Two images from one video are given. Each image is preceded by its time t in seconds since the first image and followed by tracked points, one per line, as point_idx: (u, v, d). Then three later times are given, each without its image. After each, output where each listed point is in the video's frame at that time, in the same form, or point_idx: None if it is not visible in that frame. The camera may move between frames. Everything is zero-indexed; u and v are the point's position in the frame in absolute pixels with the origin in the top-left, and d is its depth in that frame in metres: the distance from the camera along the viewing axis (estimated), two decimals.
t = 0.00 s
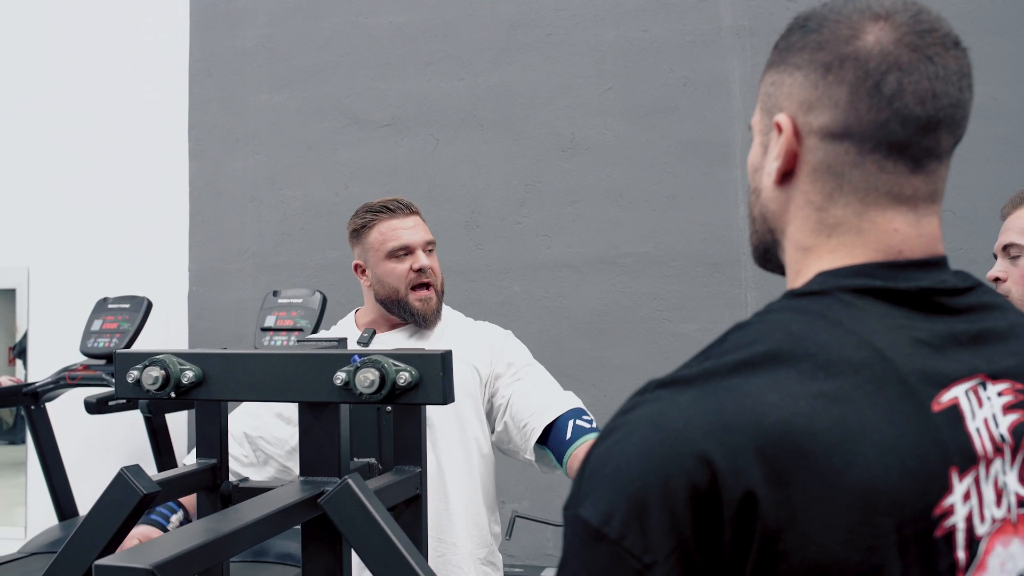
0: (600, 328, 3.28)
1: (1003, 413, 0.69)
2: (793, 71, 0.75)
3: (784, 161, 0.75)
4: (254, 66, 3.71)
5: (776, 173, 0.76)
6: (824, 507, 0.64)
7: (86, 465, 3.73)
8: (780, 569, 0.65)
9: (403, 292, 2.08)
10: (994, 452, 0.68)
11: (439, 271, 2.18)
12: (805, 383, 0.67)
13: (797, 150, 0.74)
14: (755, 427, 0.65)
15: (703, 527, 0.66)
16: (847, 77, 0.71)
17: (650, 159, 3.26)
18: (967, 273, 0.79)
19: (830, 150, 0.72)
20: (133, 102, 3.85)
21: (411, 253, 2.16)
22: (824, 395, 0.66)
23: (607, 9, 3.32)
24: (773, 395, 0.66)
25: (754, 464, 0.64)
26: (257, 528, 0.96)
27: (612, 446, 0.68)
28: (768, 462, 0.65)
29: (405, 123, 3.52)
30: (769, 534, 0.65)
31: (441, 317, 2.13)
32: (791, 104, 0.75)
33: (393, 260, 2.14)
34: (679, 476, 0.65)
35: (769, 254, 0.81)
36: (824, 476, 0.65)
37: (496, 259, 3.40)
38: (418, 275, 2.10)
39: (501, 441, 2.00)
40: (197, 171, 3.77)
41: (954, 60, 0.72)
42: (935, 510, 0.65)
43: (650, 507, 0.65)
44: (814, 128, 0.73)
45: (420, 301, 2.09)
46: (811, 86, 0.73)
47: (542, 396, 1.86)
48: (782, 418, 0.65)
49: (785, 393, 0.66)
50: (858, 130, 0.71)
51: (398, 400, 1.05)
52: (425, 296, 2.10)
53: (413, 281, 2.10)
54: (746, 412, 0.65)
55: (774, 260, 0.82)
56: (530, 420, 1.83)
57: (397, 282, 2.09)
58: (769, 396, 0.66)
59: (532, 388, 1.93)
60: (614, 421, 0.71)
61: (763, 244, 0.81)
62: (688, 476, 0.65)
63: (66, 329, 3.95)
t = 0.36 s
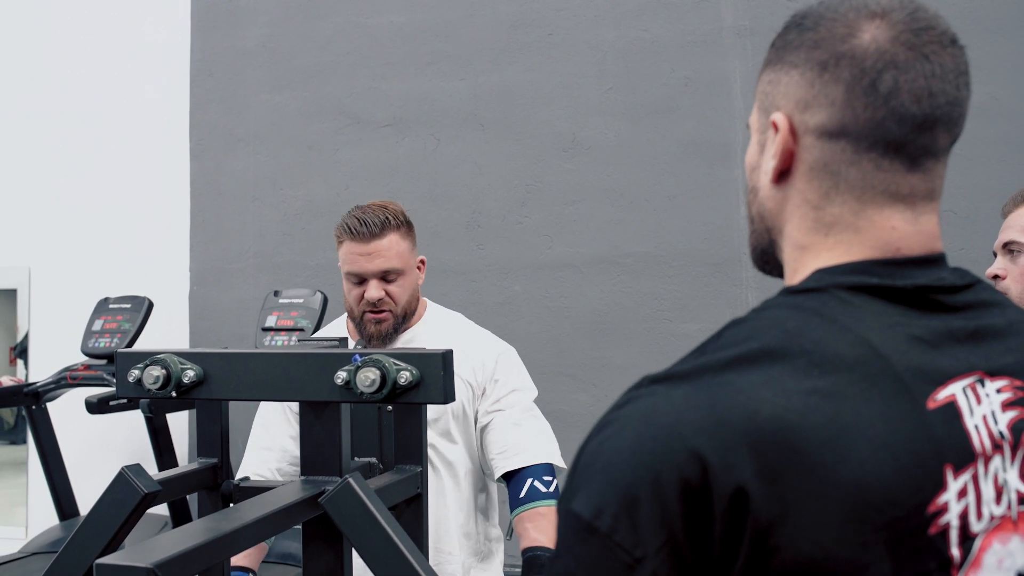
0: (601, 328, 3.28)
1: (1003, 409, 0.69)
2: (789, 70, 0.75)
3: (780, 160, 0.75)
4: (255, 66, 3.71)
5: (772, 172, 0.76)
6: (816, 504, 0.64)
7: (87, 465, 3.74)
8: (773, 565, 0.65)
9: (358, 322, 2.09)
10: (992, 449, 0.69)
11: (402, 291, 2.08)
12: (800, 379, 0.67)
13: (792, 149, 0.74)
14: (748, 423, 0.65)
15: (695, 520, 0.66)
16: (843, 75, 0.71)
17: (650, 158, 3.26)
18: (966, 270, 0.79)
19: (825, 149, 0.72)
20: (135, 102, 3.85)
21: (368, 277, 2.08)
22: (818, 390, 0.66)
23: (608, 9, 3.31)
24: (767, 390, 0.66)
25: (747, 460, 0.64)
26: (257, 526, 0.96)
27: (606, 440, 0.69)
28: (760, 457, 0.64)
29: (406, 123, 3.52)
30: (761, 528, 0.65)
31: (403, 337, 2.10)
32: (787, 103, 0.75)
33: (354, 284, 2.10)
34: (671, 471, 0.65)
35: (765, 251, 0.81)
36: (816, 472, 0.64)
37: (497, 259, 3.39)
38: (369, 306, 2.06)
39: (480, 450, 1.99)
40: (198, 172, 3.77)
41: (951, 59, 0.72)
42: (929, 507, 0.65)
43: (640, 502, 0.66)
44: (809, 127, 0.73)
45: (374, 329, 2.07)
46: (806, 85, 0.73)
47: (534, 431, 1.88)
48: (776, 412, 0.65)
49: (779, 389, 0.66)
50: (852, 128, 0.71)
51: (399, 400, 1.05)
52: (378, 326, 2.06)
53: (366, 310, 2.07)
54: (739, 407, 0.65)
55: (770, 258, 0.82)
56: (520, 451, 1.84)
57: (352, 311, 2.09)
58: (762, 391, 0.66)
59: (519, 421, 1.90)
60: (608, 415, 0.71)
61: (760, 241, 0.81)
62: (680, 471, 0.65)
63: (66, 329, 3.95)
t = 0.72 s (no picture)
0: (602, 328, 3.28)
1: (1000, 408, 0.70)
2: (784, 71, 0.75)
3: (775, 161, 0.75)
4: (255, 67, 3.71)
5: (767, 173, 0.76)
6: (816, 502, 0.65)
7: (87, 465, 3.74)
8: (773, 560, 0.65)
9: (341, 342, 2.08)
10: (990, 448, 0.69)
11: (376, 309, 2.03)
12: (799, 377, 0.67)
13: (788, 150, 0.74)
14: (748, 421, 0.65)
15: (694, 515, 0.66)
16: (839, 80, 0.71)
17: (650, 158, 3.26)
18: (963, 269, 0.79)
19: (822, 152, 0.73)
20: (135, 102, 3.85)
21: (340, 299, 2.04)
22: (818, 388, 0.67)
23: (608, 9, 3.31)
24: (766, 388, 0.66)
25: (747, 459, 0.65)
26: (259, 526, 0.97)
27: (604, 436, 0.69)
28: (761, 455, 0.65)
29: (406, 123, 3.52)
30: (761, 525, 0.65)
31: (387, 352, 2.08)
32: (782, 104, 0.75)
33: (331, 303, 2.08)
34: (670, 469, 0.65)
35: (758, 248, 0.81)
36: (817, 470, 0.65)
37: (497, 259, 3.40)
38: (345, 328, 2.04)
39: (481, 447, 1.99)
40: (197, 172, 3.77)
41: (948, 63, 0.72)
42: (928, 506, 0.66)
43: (639, 498, 0.66)
44: (806, 130, 0.73)
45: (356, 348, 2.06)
46: (802, 88, 0.73)
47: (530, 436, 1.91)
48: (776, 411, 0.65)
49: (779, 387, 0.66)
50: (849, 132, 0.71)
51: (398, 400, 1.05)
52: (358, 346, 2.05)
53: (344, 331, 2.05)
54: (740, 406, 0.66)
55: (762, 254, 0.82)
56: (518, 459, 1.88)
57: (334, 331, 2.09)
58: (763, 389, 0.66)
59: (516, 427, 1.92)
60: (607, 409, 0.71)
61: (752, 238, 0.81)
62: (679, 469, 0.65)
63: (66, 329, 3.95)
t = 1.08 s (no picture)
0: (602, 327, 3.28)
1: (995, 415, 0.70)
2: (770, 68, 0.75)
3: (763, 160, 0.75)
4: (255, 66, 3.72)
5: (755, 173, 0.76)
6: (819, 513, 0.65)
7: (88, 464, 3.74)
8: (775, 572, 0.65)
9: (353, 321, 2.08)
10: (984, 456, 0.69)
11: (396, 289, 2.10)
12: (801, 383, 0.67)
13: (776, 149, 0.74)
14: (747, 428, 0.65)
15: (695, 525, 0.66)
16: (824, 75, 0.71)
17: (650, 158, 3.26)
18: (958, 269, 0.78)
19: (808, 150, 0.72)
20: (134, 102, 3.85)
21: (357, 277, 2.08)
22: (820, 395, 0.66)
23: (607, 8, 3.31)
24: (767, 395, 0.66)
25: (748, 466, 0.64)
26: (254, 528, 0.96)
27: (601, 442, 0.68)
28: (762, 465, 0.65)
29: (406, 123, 3.52)
30: (763, 535, 0.65)
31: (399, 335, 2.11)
32: (768, 104, 0.75)
33: (341, 284, 2.09)
34: (670, 477, 0.65)
35: (751, 249, 0.81)
36: (819, 480, 0.65)
37: (498, 259, 3.39)
38: (366, 302, 2.06)
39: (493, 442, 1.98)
40: (197, 171, 3.77)
41: (932, 54, 0.72)
42: (928, 516, 0.66)
43: (638, 507, 0.66)
44: (793, 128, 0.73)
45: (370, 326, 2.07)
46: (788, 85, 0.73)
47: (539, 405, 1.87)
48: (777, 417, 0.65)
49: (780, 393, 0.66)
50: (835, 129, 0.71)
51: (397, 398, 1.05)
52: (375, 323, 2.06)
53: (361, 308, 2.07)
54: (740, 412, 0.65)
55: (754, 255, 0.81)
56: (524, 433, 1.82)
57: (346, 310, 2.08)
58: (764, 395, 0.66)
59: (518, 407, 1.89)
60: (603, 413, 0.70)
61: (743, 239, 0.81)
62: (679, 477, 0.65)
63: (66, 329, 3.95)
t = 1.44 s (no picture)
0: (602, 328, 3.27)
1: (969, 423, 0.71)
2: (752, 64, 0.76)
3: (740, 155, 0.76)
4: (255, 66, 3.71)
5: (733, 167, 0.77)
6: (793, 515, 0.65)
7: (87, 464, 3.74)
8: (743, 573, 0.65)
9: (334, 295, 2.03)
10: (958, 465, 0.70)
11: (378, 273, 2.12)
12: (778, 384, 0.67)
13: (753, 145, 0.75)
14: (720, 426, 0.65)
15: (666, 525, 0.65)
16: (801, 74, 0.72)
17: (649, 158, 3.25)
18: (942, 272, 0.78)
19: (783, 147, 0.73)
20: (135, 102, 3.85)
21: (343, 256, 2.11)
22: (795, 396, 0.66)
23: (607, 7, 3.31)
24: (743, 395, 0.66)
25: (720, 462, 0.64)
26: (253, 529, 0.96)
27: (573, 438, 0.67)
28: (736, 464, 0.64)
29: (406, 123, 3.52)
30: (735, 538, 0.65)
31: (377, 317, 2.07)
32: (748, 99, 0.76)
33: (325, 265, 2.10)
34: (641, 473, 0.64)
35: (730, 247, 0.82)
36: (794, 482, 0.65)
37: (498, 259, 3.39)
38: (350, 276, 2.04)
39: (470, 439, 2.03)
40: (197, 171, 3.77)
41: (916, 58, 0.72)
42: (902, 522, 0.67)
43: (609, 506, 0.64)
44: (770, 125, 0.74)
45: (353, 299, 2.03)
46: (767, 82, 0.74)
47: (516, 402, 1.96)
48: (753, 418, 0.65)
49: (756, 393, 0.66)
50: (810, 128, 0.72)
51: (395, 399, 1.05)
52: (357, 296, 2.03)
53: (344, 283, 2.04)
54: (715, 412, 0.65)
55: (734, 253, 0.82)
56: (508, 425, 1.92)
57: (328, 285, 2.04)
58: (739, 395, 0.66)
59: (498, 402, 1.97)
60: (575, 412, 0.70)
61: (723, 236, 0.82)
62: (650, 473, 0.64)
63: (66, 329, 3.95)
